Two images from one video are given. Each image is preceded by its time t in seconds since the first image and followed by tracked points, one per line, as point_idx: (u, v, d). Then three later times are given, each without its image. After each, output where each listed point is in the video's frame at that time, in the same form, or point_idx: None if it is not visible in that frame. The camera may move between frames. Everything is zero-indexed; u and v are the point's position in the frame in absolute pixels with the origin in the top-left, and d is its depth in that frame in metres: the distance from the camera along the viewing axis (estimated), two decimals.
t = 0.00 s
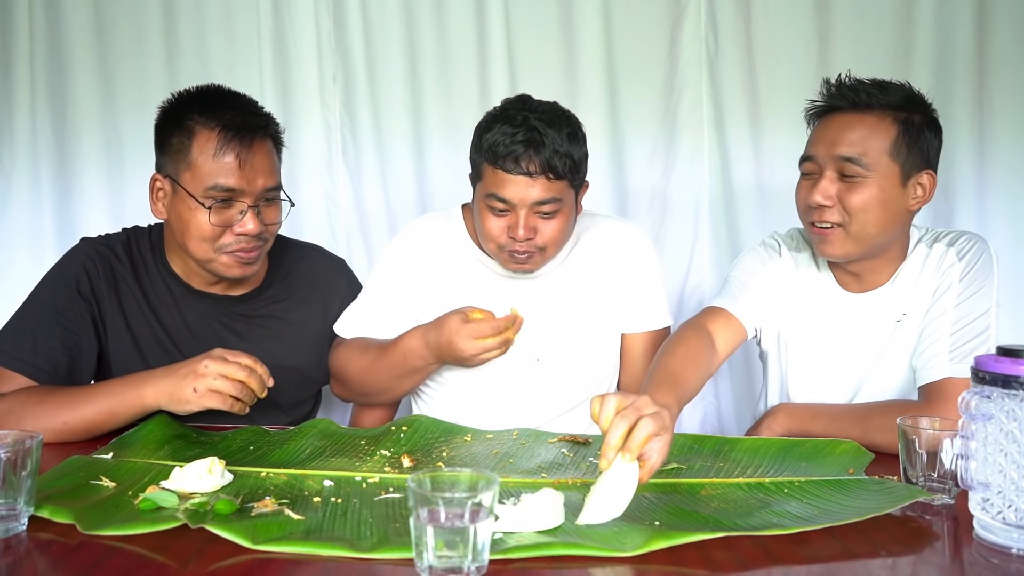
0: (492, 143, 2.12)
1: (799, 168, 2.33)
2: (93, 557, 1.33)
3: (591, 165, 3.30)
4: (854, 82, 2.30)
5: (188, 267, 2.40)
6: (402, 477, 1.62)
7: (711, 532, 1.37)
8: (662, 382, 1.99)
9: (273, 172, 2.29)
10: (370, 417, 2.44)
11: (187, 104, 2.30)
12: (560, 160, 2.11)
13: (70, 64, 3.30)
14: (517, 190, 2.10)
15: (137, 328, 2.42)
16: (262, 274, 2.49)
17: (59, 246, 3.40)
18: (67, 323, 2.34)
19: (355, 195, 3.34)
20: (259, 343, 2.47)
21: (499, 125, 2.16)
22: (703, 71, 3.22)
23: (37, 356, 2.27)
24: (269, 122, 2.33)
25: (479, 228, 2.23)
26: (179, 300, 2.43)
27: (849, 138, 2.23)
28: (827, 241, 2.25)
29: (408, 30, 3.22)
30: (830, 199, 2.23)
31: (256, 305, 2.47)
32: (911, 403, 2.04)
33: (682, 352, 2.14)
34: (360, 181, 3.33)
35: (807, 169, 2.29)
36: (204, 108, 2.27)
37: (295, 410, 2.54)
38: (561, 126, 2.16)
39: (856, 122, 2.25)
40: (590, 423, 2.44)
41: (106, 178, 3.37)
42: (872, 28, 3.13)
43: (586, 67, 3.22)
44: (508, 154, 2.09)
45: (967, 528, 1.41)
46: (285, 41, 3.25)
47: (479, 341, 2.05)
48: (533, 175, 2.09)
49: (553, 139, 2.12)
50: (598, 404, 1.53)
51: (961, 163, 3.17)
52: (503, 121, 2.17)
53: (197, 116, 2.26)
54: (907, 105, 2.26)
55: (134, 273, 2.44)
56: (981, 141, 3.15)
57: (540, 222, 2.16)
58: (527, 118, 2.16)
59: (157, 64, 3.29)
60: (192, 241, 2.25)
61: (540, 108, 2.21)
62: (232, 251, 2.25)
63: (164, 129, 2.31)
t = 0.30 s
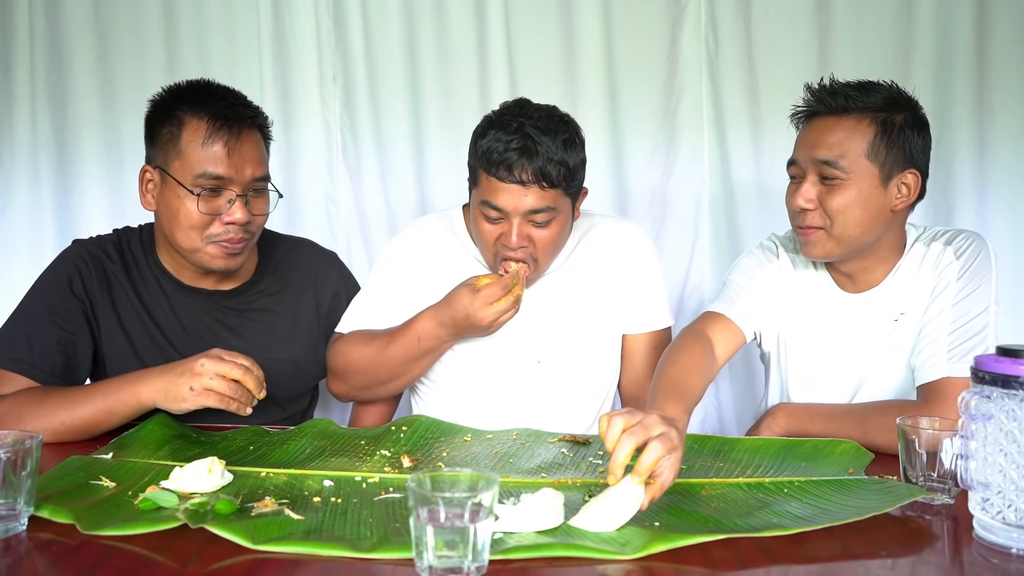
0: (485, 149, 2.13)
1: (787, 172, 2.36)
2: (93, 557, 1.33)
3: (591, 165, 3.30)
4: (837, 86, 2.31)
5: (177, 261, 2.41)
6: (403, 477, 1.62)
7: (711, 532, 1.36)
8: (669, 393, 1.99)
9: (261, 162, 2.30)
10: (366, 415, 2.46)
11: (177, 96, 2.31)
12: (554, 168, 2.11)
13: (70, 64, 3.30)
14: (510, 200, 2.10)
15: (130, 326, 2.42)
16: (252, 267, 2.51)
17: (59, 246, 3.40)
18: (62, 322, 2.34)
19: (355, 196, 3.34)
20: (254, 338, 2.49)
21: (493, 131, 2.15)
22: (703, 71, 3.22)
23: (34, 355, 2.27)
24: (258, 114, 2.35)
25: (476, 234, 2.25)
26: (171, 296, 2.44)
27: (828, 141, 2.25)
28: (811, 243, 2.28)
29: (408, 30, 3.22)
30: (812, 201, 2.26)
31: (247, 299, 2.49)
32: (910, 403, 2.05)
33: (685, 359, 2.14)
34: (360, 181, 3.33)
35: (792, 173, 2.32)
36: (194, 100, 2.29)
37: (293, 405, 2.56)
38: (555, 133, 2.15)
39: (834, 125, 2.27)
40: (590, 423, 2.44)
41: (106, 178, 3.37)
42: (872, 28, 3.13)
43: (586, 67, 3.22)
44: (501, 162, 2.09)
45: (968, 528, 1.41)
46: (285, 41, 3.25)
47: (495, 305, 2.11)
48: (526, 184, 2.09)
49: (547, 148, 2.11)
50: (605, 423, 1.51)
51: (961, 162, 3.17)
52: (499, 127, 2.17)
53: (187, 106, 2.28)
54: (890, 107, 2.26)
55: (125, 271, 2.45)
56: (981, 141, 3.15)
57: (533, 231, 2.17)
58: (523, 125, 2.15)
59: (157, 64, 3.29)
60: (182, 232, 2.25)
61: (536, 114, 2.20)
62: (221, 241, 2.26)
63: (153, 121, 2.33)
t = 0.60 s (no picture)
0: (479, 154, 2.13)
1: (782, 171, 2.38)
2: (93, 557, 1.33)
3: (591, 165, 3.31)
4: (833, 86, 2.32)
5: (158, 260, 2.47)
6: (402, 477, 1.62)
7: (711, 532, 1.36)
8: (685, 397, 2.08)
9: (241, 158, 2.38)
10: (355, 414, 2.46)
11: (153, 96, 2.35)
12: (547, 174, 2.10)
13: (69, 63, 3.30)
14: (503, 206, 2.11)
15: (117, 325, 2.47)
16: (234, 262, 2.58)
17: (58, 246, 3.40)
18: (51, 324, 2.39)
19: (354, 196, 3.34)
20: (238, 332, 2.55)
21: (487, 136, 2.15)
22: (703, 71, 3.22)
23: (26, 357, 2.32)
24: (233, 110, 2.41)
25: (473, 237, 2.27)
26: (154, 295, 2.50)
27: (824, 142, 2.26)
28: (805, 244, 2.31)
29: (408, 29, 3.22)
30: (805, 201, 2.28)
31: (230, 294, 2.56)
32: (910, 403, 2.05)
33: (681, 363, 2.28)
34: (360, 181, 3.33)
35: (787, 173, 2.34)
36: (171, 99, 2.33)
37: (282, 399, 2.62)
38: (553, 137, 2.15)
39: (830, 126, 2.28)
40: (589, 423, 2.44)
41: (106, 178, 3.37)
42: (872, 27, 3.13)
43: (586, 66, 3.22)
44: (494, 167, 2.09)
45: (968, 528, 1.41)
46: (285, 41, 3.25)
47: (477, 305, 2.08)
48: (518, 190, 2.10)
49: (540, 154, 2.11)
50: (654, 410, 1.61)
51: (961, 162, 3.17)
52: (493, 132, 2.16)
53: (165, 106, 2.32)
54: (886, 109, 2.27)
55: (109, 271, 2.49)
56: (981, 141, 3.15)
57: (525, 235, 2.19)
58: (516, 130, 2.15)
59: (157, 64, 3.29)
60: (167, 229, 2.31)
61: (532, 118, 2.19)
62: (206, 237, 2.32)
63: (131, 120, 2.36)
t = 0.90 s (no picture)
0: (501, 158, 2.13)
1: (774, 176, 2.38)
2: (93, 557, 1.33)
3: (591, 165, 3.31)
4: (826, 92, 2.32)
5: (141, 261, 2.48)
6: (403, 477, 1.62)
7: (711, 532, 1.36)
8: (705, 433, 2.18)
9: (221, 157, 2.38)
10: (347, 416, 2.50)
11: (132, 97, 2.36)
12: (572, 170, 2.13)
13: (70, 64, 3.30)
14: (532, 206, 2.13)
15: (106, 326, 2.48)
16: (219, 259, 2.59)
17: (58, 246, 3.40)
18: (43, 326, 2.39)
19: (354, 196, 3.34)
20: (227, 330, 2.57)
21: (507, 139, 2.15)
22: (703, 71, 3.22)
23: (21, 359, 2.32)
24: (213, 109, 2.41)
25: (492, 241, 2.28)
26: (141, 296, 2.50)
27: (817, 149, 2.27)
28: (795, 250, 2.32)
29: (408, 29, 3.22)
30: (798, 208, 2.29)
31: (216, 292, 2.57)
32: (910, 402, 2.05)
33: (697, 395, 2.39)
34: (361, 181, 3.33)
35: (779, 178, 2.35)
36: (149, 100, 2.34)
37: (274, 395, 2.65)
38: (566, 132, 2.17)
39: (823, 133, 2.28)
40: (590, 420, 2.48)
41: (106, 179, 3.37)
42: (872, 27, 3.13)
43: (586, 66, 3.22)
44: (521, 171, 2.10)
45: (967, 528, 1.42)
46: (285, 41, 3.25)
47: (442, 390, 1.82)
48: (548, 189, 2.11)
49: (562, 147, 2.13)
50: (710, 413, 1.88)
51: (962, 162, 3.17)
52: (509, 135, 2.17)
53: (143, 107, 2.33)
54: (880, 114, 2.29)
55: (95, 274, 2.50)
56: (980, 140, 3.15)
57: (553, 232, 2.21)
58: (533, 130, 2.16)
59: (157, 64, 3.29)
60: (149, 229, 2.31)
61: (543, 114, 2.21)
62: (189, 236, 2.32)
63: (109, 122, 2.37)
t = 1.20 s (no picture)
0: (494, 142, 2.20)
1: (758, 184, 2.38)
2: (93, 557, 1.33)
3: (591, 165, 3.31)
4: (801, 97, 2.33)
5: (134, 261, 2.48)
6: (402, 477, 1.62)
7: (711, 532, 1.36)
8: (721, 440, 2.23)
9: (210, 159, 2.37)
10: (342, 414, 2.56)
11: (121, 99, 2.36)
12: (564, 152, 2.20)
13: (70, 65, 3.30)
14: (525, 187, 2.20)
15: (100, 325, 2.48)
16: (212, 258, 2.59)
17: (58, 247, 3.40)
18: (38, 327, 2.39)
19: (354, 196, 3.34)
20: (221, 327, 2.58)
21: (499, 124, 2.21)
22: (703, 71, 3.22)
23: (16, 361, 2.32)
24: (204, 111, 2.41)
25: (487, 225, 2.33)
26: (134, 296, 2.50)
27: (800, 155, 2.27)
28: (789, 256, 2.33)
29: (408, 29, 3.22)
30: (786, 215, 2.29)
31: (210, 290, 2.56)
32: (909, 402, 2.05)
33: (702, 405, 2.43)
34: (360, 181, 3.33)
35: (764, 186, 2.35)
36: (139, 102, 2.34)
37: (271, 391, 2.66)
38: (558, 117, 2.24)
39: (804, 139, 2.29)
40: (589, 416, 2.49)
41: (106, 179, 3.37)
42: (872, 28, 3.13)
43: (586, 67, 3.22)
44: (514, 153, 2.17)
45: (968, 528, 1.42)
46: (285, 41, 3.25)
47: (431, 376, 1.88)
48: (540, 170, 2.19)
49: (553, 130, 2.20)
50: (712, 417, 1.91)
51: (962, 162, 3.17)
52: (501, 120, 2.23)
53: (132, 109, 2.32)
54: (857, 115, 2.30)
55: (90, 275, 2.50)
56: (981, 140, 3.15)
57: (547, 215, 2.27)
58: (524, 114, 2.23)
59: (157, 64, 3.29)
60: (137, 231, 2.31)
61: (533, 100, 2.27)
62: (177, 238, 2.32)
63: (100, 124, 2.37)
